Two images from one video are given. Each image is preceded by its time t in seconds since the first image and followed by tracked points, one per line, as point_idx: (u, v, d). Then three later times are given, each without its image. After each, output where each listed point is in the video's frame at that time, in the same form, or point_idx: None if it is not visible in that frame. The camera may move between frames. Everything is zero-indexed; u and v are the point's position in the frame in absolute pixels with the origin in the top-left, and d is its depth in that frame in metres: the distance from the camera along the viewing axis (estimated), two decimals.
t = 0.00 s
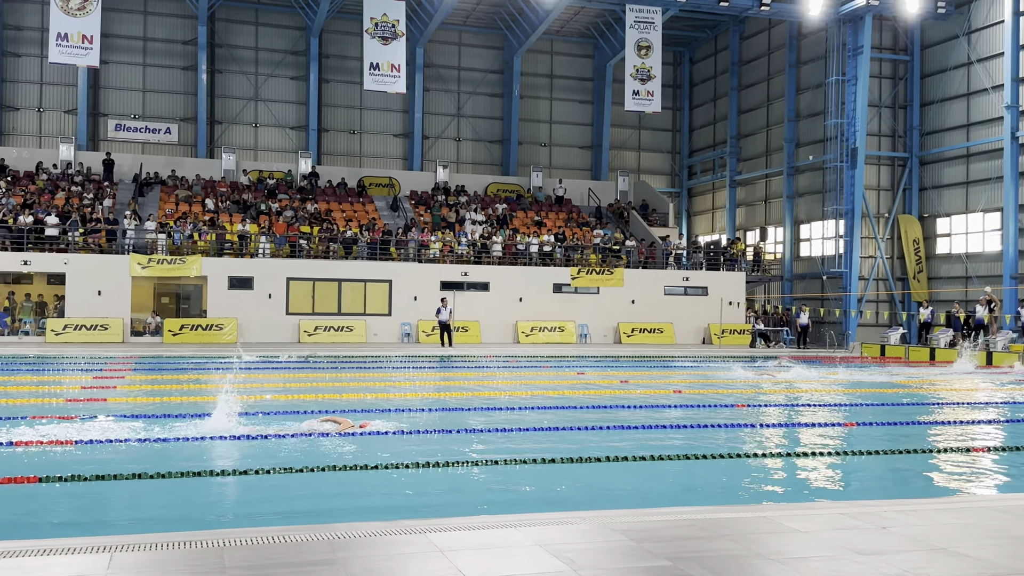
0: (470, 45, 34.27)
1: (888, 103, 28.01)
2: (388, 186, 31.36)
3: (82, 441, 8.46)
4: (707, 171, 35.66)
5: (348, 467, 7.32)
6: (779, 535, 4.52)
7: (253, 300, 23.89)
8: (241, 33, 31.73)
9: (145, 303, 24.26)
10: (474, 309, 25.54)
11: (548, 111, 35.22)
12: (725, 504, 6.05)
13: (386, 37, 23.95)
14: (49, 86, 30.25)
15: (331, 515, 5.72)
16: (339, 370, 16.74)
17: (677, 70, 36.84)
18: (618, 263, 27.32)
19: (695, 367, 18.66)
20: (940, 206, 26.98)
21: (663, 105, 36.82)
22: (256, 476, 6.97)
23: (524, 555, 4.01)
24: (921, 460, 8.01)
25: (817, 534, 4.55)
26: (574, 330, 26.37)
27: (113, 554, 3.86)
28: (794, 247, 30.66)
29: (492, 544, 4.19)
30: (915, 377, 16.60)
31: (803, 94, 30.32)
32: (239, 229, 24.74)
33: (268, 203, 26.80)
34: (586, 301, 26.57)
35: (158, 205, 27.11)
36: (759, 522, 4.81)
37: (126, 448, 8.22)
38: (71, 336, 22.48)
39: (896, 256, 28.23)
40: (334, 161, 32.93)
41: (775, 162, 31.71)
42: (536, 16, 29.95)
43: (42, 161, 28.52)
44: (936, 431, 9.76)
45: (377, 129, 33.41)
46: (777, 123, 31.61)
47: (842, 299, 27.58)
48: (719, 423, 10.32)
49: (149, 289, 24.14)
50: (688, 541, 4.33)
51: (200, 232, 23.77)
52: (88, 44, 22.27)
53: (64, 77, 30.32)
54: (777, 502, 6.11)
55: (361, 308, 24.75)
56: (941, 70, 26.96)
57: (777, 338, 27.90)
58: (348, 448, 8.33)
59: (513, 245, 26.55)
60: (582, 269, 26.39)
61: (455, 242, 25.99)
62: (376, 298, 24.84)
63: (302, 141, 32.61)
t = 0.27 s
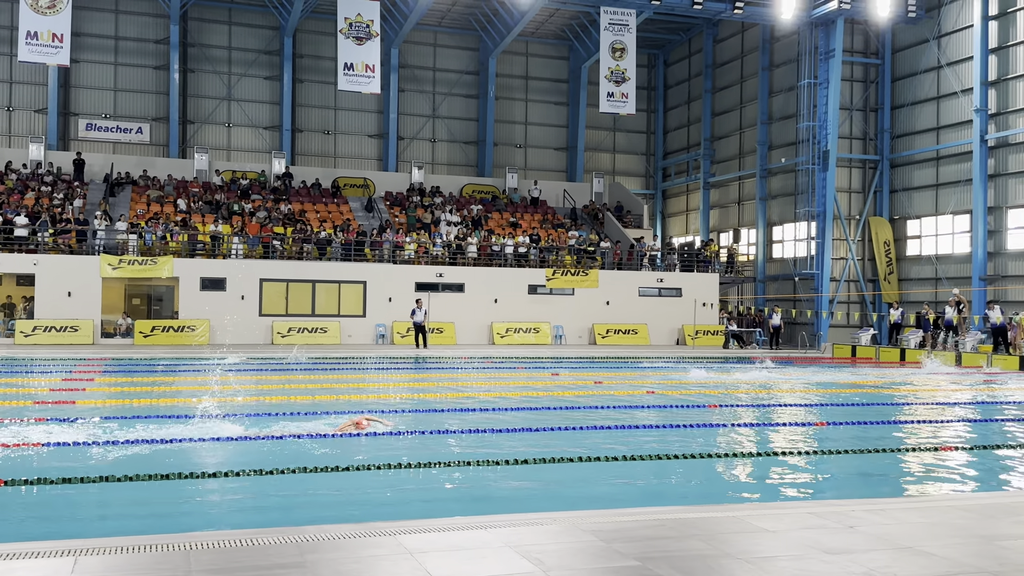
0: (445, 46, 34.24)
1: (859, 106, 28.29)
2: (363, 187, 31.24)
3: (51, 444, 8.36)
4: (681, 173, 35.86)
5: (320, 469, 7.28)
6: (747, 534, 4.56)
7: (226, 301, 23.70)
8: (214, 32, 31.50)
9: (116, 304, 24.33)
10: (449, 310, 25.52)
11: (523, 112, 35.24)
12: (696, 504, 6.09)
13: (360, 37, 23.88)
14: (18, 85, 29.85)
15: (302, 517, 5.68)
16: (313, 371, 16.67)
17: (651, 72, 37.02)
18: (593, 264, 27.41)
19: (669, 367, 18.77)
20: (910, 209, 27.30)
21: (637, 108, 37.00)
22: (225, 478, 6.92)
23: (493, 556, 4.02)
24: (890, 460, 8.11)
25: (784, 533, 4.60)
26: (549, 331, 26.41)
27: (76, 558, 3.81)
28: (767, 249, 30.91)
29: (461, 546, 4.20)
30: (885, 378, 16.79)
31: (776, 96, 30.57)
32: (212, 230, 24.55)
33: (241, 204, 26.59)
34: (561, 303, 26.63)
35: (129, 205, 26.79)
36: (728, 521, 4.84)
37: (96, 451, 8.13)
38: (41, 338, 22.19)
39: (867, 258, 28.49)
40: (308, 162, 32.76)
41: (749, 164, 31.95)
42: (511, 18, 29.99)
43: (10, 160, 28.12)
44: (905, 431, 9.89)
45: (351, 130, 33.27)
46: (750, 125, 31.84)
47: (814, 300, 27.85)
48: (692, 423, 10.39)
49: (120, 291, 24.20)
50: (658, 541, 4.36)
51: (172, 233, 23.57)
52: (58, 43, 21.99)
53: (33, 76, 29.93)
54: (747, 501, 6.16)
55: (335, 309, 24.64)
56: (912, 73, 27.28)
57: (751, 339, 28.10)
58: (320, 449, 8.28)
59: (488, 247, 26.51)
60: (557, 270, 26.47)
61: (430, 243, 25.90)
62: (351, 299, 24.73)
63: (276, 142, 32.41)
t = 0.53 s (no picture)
0: (419, 46, 34.16)
1: (829, 109, 28.58)
2: (336, 187, 31.10)
3: (18, 447, 8.23)
4: (655, 175, 36.03)
5: (292, 472, 7.23)
6: (719, 534, 4.60)
7: (196, 302, 23.49)
8: (185, 31, 31.21)
9: (86, 305, 23.94)
10: (423, 311, 25.46)
11: (497, 113, 35.25)
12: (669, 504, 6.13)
13: (333, 37, 23.77)
14: None
15: (275, 521, 5.65)
16: (286, 373, 16.55)
17: (624, 74, 37.19)
18: (567, 266, 27.46)
19: (643, 368, 18.85)
20: (880, 211, 27.63)
21: (611, 109, 37.14)
22: (196, 482, 6.85)
23: (466, 558, 4.02)
24: (861, 459, 8.19)
25: (755, 532, 4.65)
26: (523, 332, 26.44)
27: (44, 563, 3.76)
28: (739, 250, 31.16)
29: (434, 548, 4.19)
30: (854, 378, 16.97)
31: (747, 99, 30.80)
32: (182, 230, 24.32)
33: (212, 204, 26.37)
34: (535, 304, 26.65)
35: (98, 205, 26.47)
36: (700, 522, 4.87)
37: (64, 453, 8.02)
38: (8, 339, 21.85)
39: (837, 259, 28.78)
40: (280, 162, 32.56)
41: (721, 166, 32.17)
42: (486, 19, 30.00)
43: None
44: (875, 431, 10.00)
45: (324, 130, 33.09)
46: (723, 128, 32.07)
47: (785, 301, 28.10)
48: (666, 424, 10.43)
49: (89, 291, 23.80)
50: (630, 541, 4.38)
51: (142, 233, 23.35)
52: (27, 41, 21.69)
53: None
54: (720, 501, 6.20)
55: (308, 310, 24.50)
56: (881, 77, 27.61)
57: (723, 340, 28.28)
58: (293, 452, 8.22)
59: (462, 248, 26.46)
60: (531, 271, 26.50)
61: (404, 244, 25.83)
62: (323, 300, 24.59)
63: (248, 142, 32.17)
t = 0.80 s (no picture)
0: (391, 45, 34.05)
1: (799, 111, 28.86)
2: (308, 187, 30.92)
3: None
4: (626, 176, 36.20)
5: (262, 474, 7.18)
6: (690, 533, 4.63)
7: (165, 302, 23.25)
8: (154, 29, 30.87)
9: (53, 305, 23.55)
10: (395, 311, 25.39)
11: (470, 113, 35.23)
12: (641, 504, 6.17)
13: (305, 36, 23.62)
14: None
15: (245, 523, 5.61)
16: (257, 374, 16.42)
17: (597, 75, 37.32)
18: (539, 266, 27.49)
19: (615, 368, 18.94)
20: (849, 212, 27.95)
21: (583, 110, 37.26)
22: (165, 484, 6.77)
23: (438, 559, 4.02)
24: (830, 458, 8.29)
25: (726, 532, 4.69)
26: (495, 332, 26.46)
27: (10, 567, 3.71)
28: (709, 250, 31.41)
29: (407, 549, 4.18)
30: (824, 377, 17.16)
31: (718, 101, 31.03)
32: (151, 230, 24.05)
33: (182, 203, 26.12)
34: (508, 304, 26.66)
35: (65, 204, 26.11)
36: (672, 521, 4.91)
37: (29, 456, 7.89)
38: None
39: (806, 259, 29.05)
40: (251, 161, 32.31)
41: (692, 167, 32.39)
42: (458, 19, 29.99)
43: None
44: (843, 430, 10.12)
45: (295, 129, 32.88)
46: (694, 129, 32.29)
47: (755, 301, 28.36)
48: (638, 423, 10.48)
49: (56, 291, 23.47)
50: (602, 541, 4.40)
51: (110, 232, 23.08)
52: None
53: None
54: (692, 501, 6.25)
55: (279, 310, 24.33)
56: (850, 80, 27.94)
57: (694, 340, 28.47)
58: (264, 453, 8.16)
59: (435, 248, 26.41)
60: (504, 271, 26.50)
61: (376, 244, 25.73)
62: (295, 300, 24.43)
63: (218, 140, 31.89)
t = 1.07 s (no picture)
0: (363, 44, 33.90)
1: (768, 113, 29.10)
2: (278, 186, 30.71)
3: None
4: (598, 176, 36.33)
5: (232, 475, 7.12)
6: (662, 531, 4.67)
7: (134, 302, 22.99)
8: (123, 26, 30.54)
9: (19, 305, 22.96)
10: (367, 312, 25.31)
11: (442, 113, 35.17)
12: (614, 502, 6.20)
13: (275, 34, 23.45)
14: None
15: (216, 524, 5.57)
16: (228, 374, 16.28)
17: (569, 76, 37.41)
18: (512, 266, 27.49)
19: (588, 368, 19.01)
20: (817, 213, 28.25)
21: (555, 110, 37.34)
22: (134, 486, 6.70)
23: (411, 560, 4.01)
24: (799, 456, 8.39)
25: (698, 530, 4.72)
26: (468, 332, 26.43)
27: None
28: (681, 251, 31.62)
29: (379, 550, 4.17)
30: (794, 377, 17.34)
31: (689, 102, 31.23)
32: (119, 229, 23.76)
33: (151, 202, 25.83)
34: (480, 304, 26.64)
35: (31, 203, 25.72)
36: (644, 520, 4.94)
37: None
38: None
39: (775, 260, 29.31)
40: (221, 159, 32.03)
41: (663, 168, 32.58)
42: (430, 19, 29.95)
43: None
44: (812, 429, 10.24)
45: (266, 128, 32.63)
46: (665, 130, 32.48)
47: (726, 302, 28.60)
48: (609, 423, 10.53)
49: (23, 291, 22.79)
50: (575, 540, 4.42)
51: (78, 232, 22.80)
52: None
53: None
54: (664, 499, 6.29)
55: (249, 311, 24.14)
56: (819, 82, 28.23)
57: (665, 340, 28.64)
58: (235, 455, 8.10)
59: (407, 248, 26.36)
60: (476, 271, 26.48)
61: (348, 243, 25.60)
62: (265, 300, 24.26)
63: (187, 139, 31.55)
